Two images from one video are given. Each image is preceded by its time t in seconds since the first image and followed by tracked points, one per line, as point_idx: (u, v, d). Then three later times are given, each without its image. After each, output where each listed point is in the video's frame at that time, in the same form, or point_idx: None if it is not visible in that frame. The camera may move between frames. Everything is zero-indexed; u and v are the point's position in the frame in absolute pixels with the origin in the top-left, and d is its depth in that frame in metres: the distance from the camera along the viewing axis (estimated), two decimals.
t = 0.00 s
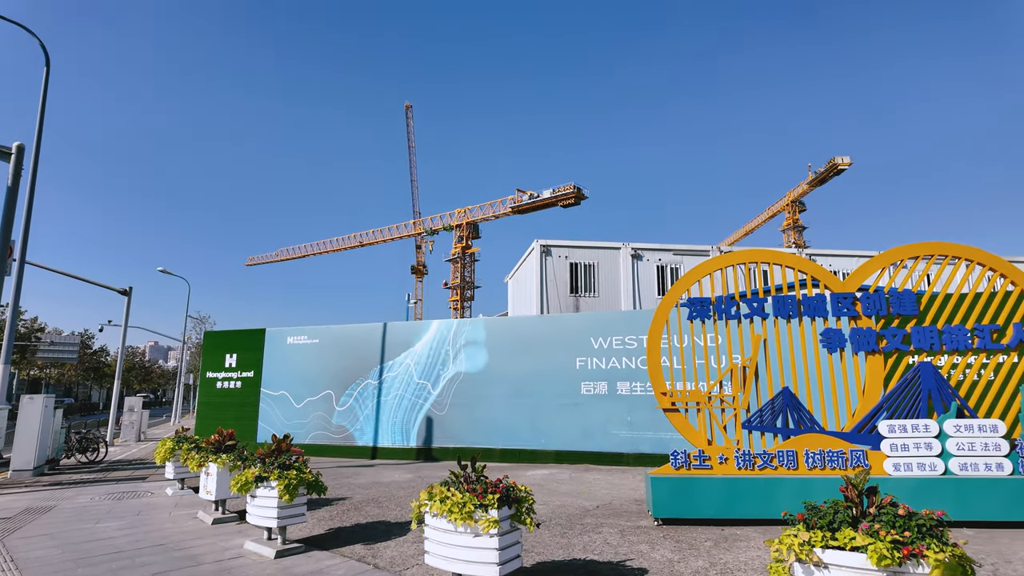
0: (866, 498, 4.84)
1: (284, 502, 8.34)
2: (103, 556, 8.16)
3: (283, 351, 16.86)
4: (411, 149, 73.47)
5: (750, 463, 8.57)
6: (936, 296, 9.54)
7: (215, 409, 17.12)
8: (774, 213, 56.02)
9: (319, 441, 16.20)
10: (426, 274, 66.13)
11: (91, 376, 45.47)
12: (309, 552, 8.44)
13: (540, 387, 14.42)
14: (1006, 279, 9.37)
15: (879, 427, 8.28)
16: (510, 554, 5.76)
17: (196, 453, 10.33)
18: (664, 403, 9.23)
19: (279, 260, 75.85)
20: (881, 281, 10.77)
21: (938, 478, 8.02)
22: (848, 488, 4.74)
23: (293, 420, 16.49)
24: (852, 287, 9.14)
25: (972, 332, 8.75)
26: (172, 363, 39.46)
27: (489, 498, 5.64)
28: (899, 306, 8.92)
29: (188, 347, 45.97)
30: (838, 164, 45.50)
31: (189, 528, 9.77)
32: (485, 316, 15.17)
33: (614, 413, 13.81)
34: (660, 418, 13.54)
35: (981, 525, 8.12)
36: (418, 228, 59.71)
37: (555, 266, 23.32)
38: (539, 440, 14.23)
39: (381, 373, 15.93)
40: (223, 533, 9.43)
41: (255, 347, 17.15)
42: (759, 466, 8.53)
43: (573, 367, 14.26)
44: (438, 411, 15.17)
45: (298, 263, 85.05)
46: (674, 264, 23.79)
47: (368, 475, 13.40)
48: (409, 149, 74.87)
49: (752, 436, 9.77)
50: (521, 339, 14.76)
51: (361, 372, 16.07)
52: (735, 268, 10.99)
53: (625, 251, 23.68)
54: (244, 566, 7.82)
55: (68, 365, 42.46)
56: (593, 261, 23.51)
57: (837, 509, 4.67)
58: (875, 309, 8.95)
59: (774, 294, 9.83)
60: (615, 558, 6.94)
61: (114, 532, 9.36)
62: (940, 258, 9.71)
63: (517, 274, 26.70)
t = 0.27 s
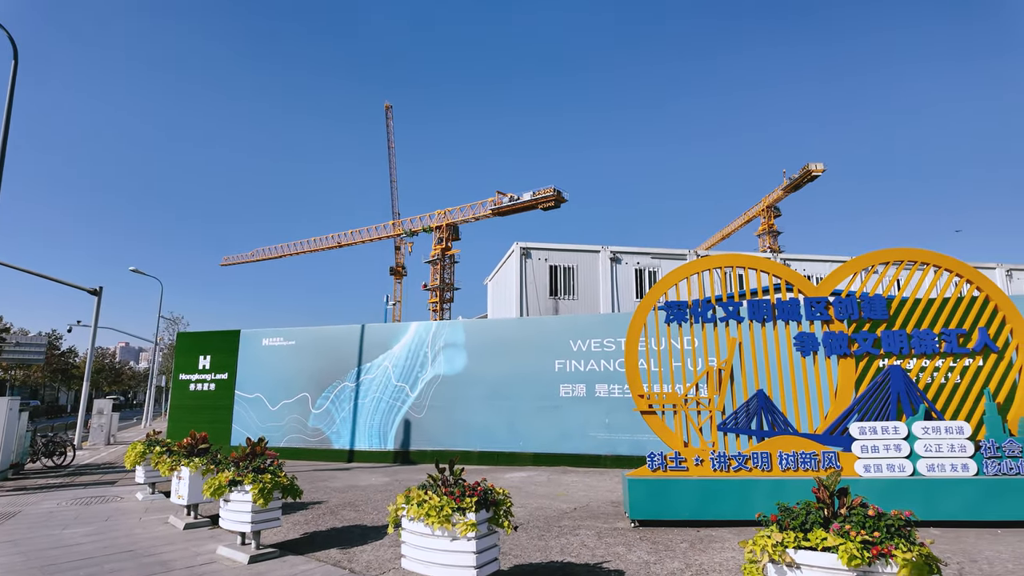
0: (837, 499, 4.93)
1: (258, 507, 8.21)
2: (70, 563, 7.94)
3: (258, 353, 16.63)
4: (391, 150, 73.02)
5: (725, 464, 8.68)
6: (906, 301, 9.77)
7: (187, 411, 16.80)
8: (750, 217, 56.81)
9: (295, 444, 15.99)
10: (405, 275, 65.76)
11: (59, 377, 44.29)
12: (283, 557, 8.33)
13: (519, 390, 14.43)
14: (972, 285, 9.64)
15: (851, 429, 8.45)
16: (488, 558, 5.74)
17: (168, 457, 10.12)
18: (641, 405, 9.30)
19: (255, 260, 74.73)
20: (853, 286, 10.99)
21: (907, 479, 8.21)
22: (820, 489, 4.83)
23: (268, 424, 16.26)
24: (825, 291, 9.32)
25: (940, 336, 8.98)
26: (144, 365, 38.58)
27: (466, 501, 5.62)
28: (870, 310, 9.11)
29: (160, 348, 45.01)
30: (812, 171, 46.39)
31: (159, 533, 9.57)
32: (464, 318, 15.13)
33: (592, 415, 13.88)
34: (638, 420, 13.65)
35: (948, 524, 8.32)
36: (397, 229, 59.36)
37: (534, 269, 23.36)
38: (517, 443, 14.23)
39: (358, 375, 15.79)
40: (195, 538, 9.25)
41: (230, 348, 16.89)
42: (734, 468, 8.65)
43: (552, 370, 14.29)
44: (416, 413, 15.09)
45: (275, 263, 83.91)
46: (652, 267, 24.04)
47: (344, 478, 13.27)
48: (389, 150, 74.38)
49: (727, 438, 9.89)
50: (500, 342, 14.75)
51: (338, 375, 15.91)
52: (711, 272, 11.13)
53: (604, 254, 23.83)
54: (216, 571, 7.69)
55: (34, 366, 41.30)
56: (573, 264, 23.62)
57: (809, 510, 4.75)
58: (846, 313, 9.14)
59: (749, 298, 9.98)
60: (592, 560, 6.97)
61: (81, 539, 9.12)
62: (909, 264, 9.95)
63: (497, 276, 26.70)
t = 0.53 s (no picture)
0: (810, 500, 5.01)
1: (232, 511, 8.08)
2: (36, 570, 7.73)
3: (233, 355, 16.38)
4: (372, 150, 72.54)
5: (702, 466, 8.77)
6: (878, 306, 9.99)
7: (160, 414, 16.48)
8: (728, 222, 57.55)
9: (271, 448, 15.77)
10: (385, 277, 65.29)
11: (26, 379, 43.13)
12: (258, 562, 8.20)
13: (498, 392, 14.42)
14: (940, 290, 9.89)
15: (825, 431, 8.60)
16: (466, 561, 5.72)
17: (139, 461, 9.90)
18: (620, 408, 9.35)
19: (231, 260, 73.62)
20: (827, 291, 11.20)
21: (878, 479, 8.38)
22: (793, 490, 4.91)
23: (243, 427, 16.02)
24: (800, 295, 9.48)
25: (910, 340, 9.19)
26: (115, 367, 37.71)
27: (445, 505, 5.60)
28: (843, 314, 9.29)
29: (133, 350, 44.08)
30: (788, 177, 47.18)
31: (130, 539, 9.36)
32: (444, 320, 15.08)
33: (572, 417, 13.93)
34: (616, 423, 13.73)
35: (917, 524, 8.50)
36: (377, 230, 58.97)
37: (515, 271, 23.38)
38: (496, 445, 14.21)
39: (336, 378, 15.64)
40: (167, 544, 9.07)
41: (205, 350, 16.61)
42: (710, 470, 8.74)
43: (531, 372, 14.31)
44: (395, 416, 14.98)
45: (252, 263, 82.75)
46: (632, 271, 24.22)
47: (321, 482, 13.12)
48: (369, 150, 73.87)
49: (704, 440, 9.99)
50: (479, 345, 14.73)
51: (316, 377, 15.75)
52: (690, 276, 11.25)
53: (584, 257, 23.95)
54: None
55: None
56: (553, 266, 23.69)
57: (783, 512, 4.81)
58: (821, 317, 9.31)
59: (727, 302, 10.11)
60: (570, 563, 6.99)
61: (48, 545, 8.88)
62: (881, 269, 10.17)
63: (478, 278, 26.67)
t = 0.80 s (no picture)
0: (785, 502, 5.09)
1: (207, 516, 7.95)
2: None
3: (209, 356, 16.13)
4: (352, 151, 72.02)
5: (680, 468, 8.85)
6: (852, 310, 10.18)
7: (134, 417, 16.16)
8: (707, 226, 58.17)
9: (247, 451, 15.55)
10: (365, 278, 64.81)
11: None
12: (233, 567, 8.07)
13: (479, 394, 14.40)
14: (912, 294, 10.12)
15: (800, 433, 8.73)
16: (444, 565, 5.70)
17: (111, 465, 9.69)
18: (600, 410, 9.40)
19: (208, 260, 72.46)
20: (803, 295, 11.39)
21: (851, 480, 8.54)
22: (769, 492, 4.97)
23: (219, 430, 15.77)
24: (776, 299, 9.62)
25: (883, 344, 9.38)
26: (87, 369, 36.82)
27: (424, 509, 5.58)
28: (818, 318, 9.46)
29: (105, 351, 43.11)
30: (765, 182, 47.88)
31: (101, 545, 9.16)
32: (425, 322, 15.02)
33: (552, 420, 13.96)
34: (596, 425, 13.80)
35: (889, 524, 8.67)
36: (357, 231, 58.53)
37: (496, 273, 23.37)
38: (476, 448, 14.18)
39: (315, 380, 15.49)
40: (139, 550, 8.89)
41: (180, 352, 16.33)
42: (688, 471, 8.83)
43: (512, 375, 14.32)
44: (375, 419, 14.88)
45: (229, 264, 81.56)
46: (613, 274, 24.38)
47: (298, 486, 12.97)
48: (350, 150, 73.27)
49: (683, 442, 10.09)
50: (460, 347, 14.69)
51: (294, 380, 15.58)
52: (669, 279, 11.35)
53: (565, 260, 24.04)
54: None
55: None
56: (534, 269, 23.73)
57: (758, 513, 4.88)
58: (796, 321, 9.46)
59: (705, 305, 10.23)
60: (549, 565, 7.00)
61: (15, 552, 8.65)
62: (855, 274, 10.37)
63: (459, 280, 26.62)
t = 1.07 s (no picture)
0: (762, 503, 5.15)
1: (181, 520, 7.81)
2: None
3: (186, 358, 15.87)
4: (333, 151, 71.46)
5: (659, 470, 8.92)
6: (827, 313, 10.34)
7: (107, 420, 15.84)
8: (688, 229, 58.73)
9: (224, 454, 15.32)
10: (346, 279, 64.32)
11: None
12: (208, 572, 7.94)
13: (459, 397, 14.36)
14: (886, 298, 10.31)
15: (776, 435, 8.85)
16: (423, 568, 5.67)
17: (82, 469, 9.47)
18: (580, 412, 9.43)
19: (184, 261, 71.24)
20: (780, 298, 11.55)
21: (826, 481, 8.67)
22: (745, 493, 5.04)
23: (195, 432, 15.52)
24: (754, 303, 9.74)
25: (858, 347, 9.54)
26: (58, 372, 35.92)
27: (402, 512, 5.55)
28: (795, 321, 9.60)
29: (77, 353, 42.18)
30: (744, 187, 48.54)
31: (71, 551, 8.96)
32: (405, 325, 14.94)
33: (533, 422, 13.97)
34: (577, 427, 13.85)
35: (863, 524, 8.82)
36: (338, 232, 58.08)
37: (478, 275, 23.34)
38: (457, 450, 14.14)
39: (293, 382, 15.32)
40: (111, 555, 8.71)
41: (155, 354, 16.05)
42: (667, 473, 8.90)
43: (493, 377, 14.29)
44: (354, 422, 14.75)
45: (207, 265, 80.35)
46: (594, 276, 24.50)
47: (276, 489, 12.82)
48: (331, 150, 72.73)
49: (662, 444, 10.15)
50: (441, 349, 14.64)
51: (272, 382, 15.39)
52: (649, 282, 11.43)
53: (547, 263, 24.10)
54: None
55: None
56: (516, 271, 23.75)
57: (735, 514, 4.93)
58: (774, 324, 9.59)
59: (684, 308, 10.31)
60: (528, 568, 7.00)
61: None
62: (831, 278, 10.54)
63: (441, 281, 26.53)
